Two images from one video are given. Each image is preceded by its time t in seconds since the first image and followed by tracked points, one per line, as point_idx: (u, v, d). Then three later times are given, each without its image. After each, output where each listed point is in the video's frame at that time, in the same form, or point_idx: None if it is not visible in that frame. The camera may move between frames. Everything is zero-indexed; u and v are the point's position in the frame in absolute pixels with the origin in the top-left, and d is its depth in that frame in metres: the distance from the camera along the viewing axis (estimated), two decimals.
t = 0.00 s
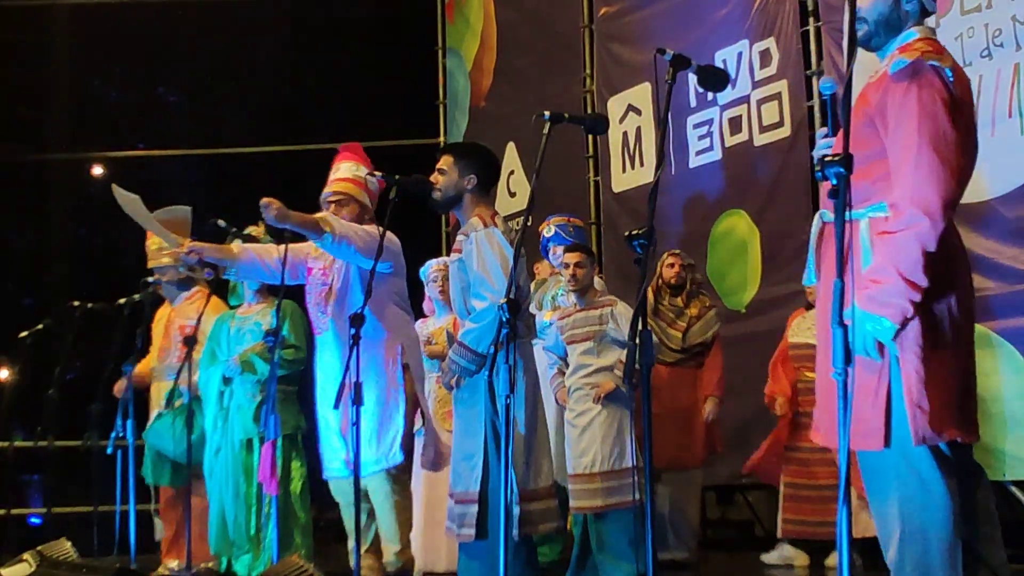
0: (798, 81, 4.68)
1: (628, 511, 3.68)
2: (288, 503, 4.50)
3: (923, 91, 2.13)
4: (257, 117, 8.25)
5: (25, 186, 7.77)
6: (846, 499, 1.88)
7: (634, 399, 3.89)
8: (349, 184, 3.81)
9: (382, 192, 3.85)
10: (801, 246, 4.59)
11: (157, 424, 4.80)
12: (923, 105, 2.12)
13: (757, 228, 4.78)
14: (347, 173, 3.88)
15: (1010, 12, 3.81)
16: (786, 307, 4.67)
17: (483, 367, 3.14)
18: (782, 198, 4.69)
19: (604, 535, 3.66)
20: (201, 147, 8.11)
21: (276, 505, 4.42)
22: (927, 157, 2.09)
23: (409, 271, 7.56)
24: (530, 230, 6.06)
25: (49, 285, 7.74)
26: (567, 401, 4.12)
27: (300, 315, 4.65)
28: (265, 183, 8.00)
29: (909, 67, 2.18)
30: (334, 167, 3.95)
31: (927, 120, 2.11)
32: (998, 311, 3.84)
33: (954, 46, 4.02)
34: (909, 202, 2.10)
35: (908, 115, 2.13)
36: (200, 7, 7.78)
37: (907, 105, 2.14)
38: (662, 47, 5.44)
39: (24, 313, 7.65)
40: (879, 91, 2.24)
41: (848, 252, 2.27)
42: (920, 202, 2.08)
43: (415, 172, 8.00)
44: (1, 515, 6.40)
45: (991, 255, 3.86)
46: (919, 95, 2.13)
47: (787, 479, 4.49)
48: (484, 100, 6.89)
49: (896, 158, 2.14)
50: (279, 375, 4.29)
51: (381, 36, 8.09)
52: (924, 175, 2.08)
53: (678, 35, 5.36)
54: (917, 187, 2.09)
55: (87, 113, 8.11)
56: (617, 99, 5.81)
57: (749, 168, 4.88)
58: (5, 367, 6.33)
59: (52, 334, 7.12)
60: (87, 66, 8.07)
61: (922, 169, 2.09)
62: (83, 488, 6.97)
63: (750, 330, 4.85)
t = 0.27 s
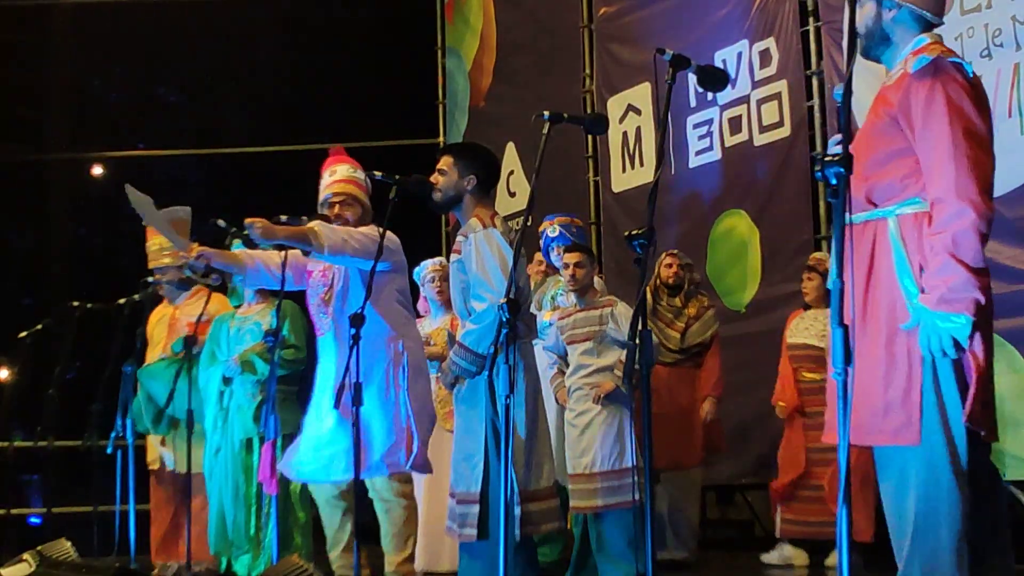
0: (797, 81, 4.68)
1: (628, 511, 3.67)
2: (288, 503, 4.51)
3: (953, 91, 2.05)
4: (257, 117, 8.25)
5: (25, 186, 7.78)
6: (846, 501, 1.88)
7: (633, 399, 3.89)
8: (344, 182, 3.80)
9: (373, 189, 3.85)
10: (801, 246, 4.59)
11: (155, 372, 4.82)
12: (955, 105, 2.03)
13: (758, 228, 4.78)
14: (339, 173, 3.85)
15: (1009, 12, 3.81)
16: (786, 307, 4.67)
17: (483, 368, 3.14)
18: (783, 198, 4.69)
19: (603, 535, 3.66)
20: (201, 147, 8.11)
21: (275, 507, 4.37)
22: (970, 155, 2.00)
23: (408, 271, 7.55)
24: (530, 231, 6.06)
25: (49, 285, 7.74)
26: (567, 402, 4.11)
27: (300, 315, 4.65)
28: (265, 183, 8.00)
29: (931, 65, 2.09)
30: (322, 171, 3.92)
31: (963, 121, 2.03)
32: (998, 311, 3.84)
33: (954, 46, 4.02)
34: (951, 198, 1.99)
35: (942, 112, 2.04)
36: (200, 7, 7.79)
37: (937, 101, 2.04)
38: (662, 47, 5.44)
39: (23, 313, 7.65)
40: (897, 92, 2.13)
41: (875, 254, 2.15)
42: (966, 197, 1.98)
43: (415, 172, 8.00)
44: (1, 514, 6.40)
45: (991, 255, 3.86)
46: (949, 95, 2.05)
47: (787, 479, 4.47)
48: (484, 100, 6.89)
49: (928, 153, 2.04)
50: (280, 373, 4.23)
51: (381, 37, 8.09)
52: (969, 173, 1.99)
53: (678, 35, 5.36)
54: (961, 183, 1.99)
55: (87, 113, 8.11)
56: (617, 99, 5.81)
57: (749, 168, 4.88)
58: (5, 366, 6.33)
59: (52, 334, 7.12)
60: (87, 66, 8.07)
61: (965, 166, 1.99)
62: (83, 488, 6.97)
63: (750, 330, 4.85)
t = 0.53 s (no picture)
0: (796, 81, 4.68)
1: (627, 511, 3.67)
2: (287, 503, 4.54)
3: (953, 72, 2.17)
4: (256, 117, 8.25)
5: (25, 186, 7.78)
6: (845, 501, 1.88)
7: (632, 399, 3.88)
8: (352, 182, 3.81)
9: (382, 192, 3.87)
10: (800, 246, 4.59)
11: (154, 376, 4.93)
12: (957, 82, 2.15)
13: (756, 229, 4.78)
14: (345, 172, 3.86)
15: (1008, 12, 3.82)
16: (784, 308, 4.67)
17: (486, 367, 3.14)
18: (782, 198, 4.69)
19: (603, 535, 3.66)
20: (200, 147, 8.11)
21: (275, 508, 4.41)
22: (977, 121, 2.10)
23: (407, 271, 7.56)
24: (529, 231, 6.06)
25: (49, 285, 7.74)
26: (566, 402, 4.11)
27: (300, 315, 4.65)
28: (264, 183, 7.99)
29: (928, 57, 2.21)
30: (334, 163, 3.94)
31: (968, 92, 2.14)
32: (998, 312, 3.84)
33: (953, 46, 4.02)
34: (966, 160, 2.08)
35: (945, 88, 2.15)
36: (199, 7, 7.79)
37: (940, 82, 2.16)
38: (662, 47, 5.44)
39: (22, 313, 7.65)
40: (893, 89, 2.25)
41: (894, 251, 2.20)
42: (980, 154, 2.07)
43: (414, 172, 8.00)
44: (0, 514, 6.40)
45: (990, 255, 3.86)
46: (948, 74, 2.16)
47: (786, 478, 4.47)
48: (483, 100, 6.89)
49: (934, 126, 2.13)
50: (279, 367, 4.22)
51: (380, 36, 8.09)
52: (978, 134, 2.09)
53: (677, 35, 5.36)
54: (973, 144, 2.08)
55: (87, 113, 8.11)
56: (616, 99, 5.81)
57: (748, 167, 4.88)
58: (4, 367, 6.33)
59: (51, 334, 7.12)
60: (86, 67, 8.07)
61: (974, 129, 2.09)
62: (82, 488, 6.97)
63: (748, 330, 4.85)
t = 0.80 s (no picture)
0: (793, 81, 4.68)
1: (625, 511, 3.67)
2: (284, 503, 4.51)
3: (927, 61, 2.30)
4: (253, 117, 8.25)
5: (23, 185, 7.78)
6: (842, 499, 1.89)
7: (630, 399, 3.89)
8: (352, 180, 3.82)
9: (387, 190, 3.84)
10: (798, 246, 4.60)
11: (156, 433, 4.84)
12: (926, 69, 2.28)
13: (754, 228, 4.79)
14: (348, 169, 3.87)
15: (1006, 12, 3.82)
16: (781, 308, 4.67)
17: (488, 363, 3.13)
18: (780, 198, 4.69)
19: (601, 535, 3.67)
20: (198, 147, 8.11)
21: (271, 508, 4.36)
22: (934, 104, 2.23)
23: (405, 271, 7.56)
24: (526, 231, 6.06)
25: (47, 285, 7.73)
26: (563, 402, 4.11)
27: (297, 316, 4.66)
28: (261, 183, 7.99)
29: (912, 50, 2.35)
30: (340, 158, 3.95)
31: (935, 77, 2.26)
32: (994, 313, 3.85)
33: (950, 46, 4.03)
34: (918, 146, 2.22)
35: (913, 78, 2.29)
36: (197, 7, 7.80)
37: (911, 74, 2.30)
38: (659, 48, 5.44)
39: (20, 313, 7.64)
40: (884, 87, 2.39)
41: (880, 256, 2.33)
42: (930, 139, 2.21)
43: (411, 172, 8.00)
44: None
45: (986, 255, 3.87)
46: (921, 65, 2.30)
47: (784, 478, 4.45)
48: (481, 100, 6.89)
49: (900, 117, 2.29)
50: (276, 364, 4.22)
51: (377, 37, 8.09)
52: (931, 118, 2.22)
53: (674, 35, 5.36)
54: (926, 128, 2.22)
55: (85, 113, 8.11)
56: (613, 99, 5.81)
57: (745, 167, 4.88)
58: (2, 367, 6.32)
59: (49, 334, 7.11)
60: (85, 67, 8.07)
61: (929, 113, 2.22)
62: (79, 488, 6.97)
63: (745, 330, 4.85)
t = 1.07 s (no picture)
0: (790, 82, 4.69)
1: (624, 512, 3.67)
2: (281, 503, 4.52)
3: (901, 40, 2.21)
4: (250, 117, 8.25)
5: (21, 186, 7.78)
6: (839, 498, 1.89)
7: (628, 400, 3.90)
8: (352, 180, 3.82)
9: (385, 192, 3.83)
10: (795, 246, 4.60)
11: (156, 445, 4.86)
12: (896, 45, 2.21)
13: (751, 228, 4.79)
14: (348, 168, 3.87)
15: (1002, 13, 3.82)
16: (778, 308, 4.67)
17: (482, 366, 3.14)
18: (777, 199, 4.69)
19: (600, 536, 3.68)
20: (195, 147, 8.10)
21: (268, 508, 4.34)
22: (889, 74, 2.16)
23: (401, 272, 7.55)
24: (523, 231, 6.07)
25: (44, 285, 7.73)
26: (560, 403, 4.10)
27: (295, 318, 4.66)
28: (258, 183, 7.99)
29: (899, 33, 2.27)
30: (341, 158, 3.94)
31: (900, 50, 2.18)
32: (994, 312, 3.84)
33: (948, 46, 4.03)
34: (873, 119, 2.17)
35: (883, 56, 2.22)
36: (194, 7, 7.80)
37: (884, 52, 2.23)
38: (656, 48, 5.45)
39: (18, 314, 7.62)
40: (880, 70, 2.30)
41: (864, 256, 2.24)
42: (882, 109, 2.15)
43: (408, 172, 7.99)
44: None
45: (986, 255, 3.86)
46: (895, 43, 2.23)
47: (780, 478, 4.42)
48: (478, 100, 6.90)
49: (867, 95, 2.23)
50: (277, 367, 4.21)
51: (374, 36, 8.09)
52: (885, 87, 2.15)
53: (671, 35, 5.37)
54: (879, 99, 2.16)
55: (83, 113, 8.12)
56: (610, 99, 5.81)
57: (742, 168, 4.89)
58: None
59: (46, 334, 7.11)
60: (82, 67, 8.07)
61: (884, 83, 2.16)
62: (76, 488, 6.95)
63: (742, 330, 4.85)
